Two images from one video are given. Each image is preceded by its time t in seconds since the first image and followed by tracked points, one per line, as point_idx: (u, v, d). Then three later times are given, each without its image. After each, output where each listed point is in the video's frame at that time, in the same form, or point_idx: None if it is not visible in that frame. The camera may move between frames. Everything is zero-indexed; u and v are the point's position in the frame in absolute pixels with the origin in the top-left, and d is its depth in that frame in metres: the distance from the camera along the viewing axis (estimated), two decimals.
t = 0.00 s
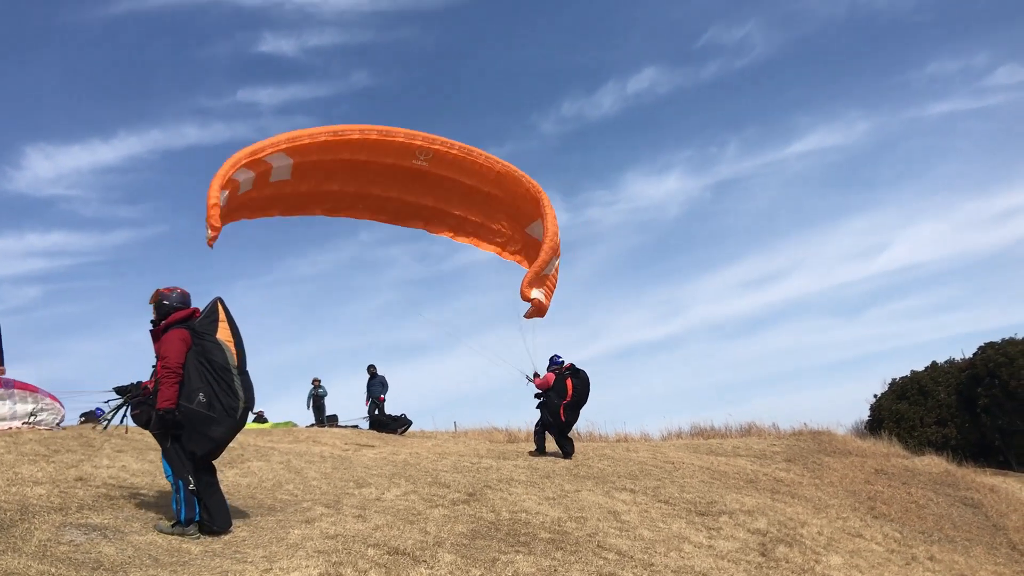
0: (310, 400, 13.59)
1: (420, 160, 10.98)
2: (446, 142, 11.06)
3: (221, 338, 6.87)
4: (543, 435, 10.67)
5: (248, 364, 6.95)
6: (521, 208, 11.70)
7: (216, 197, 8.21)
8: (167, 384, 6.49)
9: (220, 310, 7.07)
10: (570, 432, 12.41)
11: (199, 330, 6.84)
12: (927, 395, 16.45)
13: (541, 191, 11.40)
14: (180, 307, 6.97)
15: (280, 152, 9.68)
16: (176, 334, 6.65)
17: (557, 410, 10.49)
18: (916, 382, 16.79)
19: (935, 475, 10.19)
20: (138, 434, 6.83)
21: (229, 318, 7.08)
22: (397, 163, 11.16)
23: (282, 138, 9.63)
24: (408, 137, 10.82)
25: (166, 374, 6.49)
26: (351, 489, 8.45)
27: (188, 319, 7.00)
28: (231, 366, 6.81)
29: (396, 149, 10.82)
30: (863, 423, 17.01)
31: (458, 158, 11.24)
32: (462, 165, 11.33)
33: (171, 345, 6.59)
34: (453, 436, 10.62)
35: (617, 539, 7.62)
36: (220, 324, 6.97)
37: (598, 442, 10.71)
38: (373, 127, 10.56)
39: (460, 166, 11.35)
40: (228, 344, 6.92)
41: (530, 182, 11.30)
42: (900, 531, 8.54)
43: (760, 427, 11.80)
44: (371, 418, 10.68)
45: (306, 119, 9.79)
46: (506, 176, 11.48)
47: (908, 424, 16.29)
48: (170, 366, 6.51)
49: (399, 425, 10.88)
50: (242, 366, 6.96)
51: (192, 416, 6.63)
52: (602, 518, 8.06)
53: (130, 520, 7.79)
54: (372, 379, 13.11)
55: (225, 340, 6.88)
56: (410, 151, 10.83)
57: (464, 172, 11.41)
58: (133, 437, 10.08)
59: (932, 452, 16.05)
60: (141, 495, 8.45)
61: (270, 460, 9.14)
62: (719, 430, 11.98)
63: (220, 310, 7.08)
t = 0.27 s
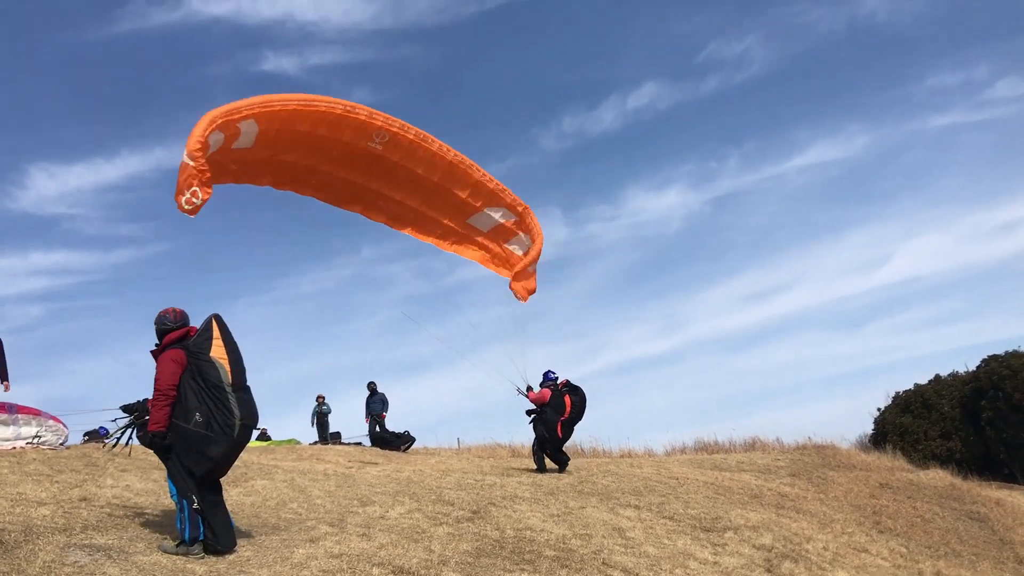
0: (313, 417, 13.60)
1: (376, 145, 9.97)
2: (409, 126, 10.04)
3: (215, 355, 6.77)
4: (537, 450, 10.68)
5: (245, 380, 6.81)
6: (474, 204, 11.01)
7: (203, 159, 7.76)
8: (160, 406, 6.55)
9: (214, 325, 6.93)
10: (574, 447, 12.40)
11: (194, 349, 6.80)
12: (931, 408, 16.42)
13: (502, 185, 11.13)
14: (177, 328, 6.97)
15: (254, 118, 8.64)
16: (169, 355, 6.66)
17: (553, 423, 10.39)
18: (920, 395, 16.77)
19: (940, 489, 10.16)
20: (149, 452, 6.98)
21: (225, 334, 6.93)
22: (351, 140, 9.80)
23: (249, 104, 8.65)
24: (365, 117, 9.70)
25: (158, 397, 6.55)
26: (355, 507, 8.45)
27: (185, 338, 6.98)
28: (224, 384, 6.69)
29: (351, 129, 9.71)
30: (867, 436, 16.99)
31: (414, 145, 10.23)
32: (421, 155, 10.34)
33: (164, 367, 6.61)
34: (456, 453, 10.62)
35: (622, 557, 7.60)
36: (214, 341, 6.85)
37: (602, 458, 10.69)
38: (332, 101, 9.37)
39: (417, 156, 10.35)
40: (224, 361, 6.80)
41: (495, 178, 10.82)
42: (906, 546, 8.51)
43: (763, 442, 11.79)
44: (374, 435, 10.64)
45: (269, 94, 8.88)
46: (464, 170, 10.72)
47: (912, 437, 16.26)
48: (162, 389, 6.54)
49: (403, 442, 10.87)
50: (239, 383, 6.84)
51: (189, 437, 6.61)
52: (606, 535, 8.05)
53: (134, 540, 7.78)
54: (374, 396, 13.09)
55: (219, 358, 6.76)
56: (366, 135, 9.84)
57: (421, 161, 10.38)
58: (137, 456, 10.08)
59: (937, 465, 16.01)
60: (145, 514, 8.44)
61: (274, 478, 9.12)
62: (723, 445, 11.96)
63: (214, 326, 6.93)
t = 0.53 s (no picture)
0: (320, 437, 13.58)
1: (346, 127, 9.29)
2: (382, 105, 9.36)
3: (217, 376, 6.73)
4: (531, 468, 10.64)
5: (249, 399, 6.75)
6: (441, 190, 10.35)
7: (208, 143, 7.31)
8: (164, 430, 6.54)
9: (215, 346, 6.88)
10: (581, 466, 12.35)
11: (196, 371, 6.77)
12: (941, 425, 16.40)
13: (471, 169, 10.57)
14: (180, 350, 6.95)
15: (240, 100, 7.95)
16: (170, 378, 6.63)
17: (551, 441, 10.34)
18: (929, 413, 16.75)
19: (950, 506, 10.10)
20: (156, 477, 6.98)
21: (226, 354, 6.89)
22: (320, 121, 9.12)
23: (233, 81, 7.98)
24: (337, 95, 9.03)
25: (161, 420, 6.54)
26: (362, 529, 8.41)
27: (188, 360, 6.95)
28: (227, 404, 6.65)
29: (321, 108, 9.03)
30: (877, 454, 16.92)
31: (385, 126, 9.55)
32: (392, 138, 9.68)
33: (165, 391, 6.59)
34: (463, 473, 10.59)
35: None
36: (215, 361, 6.80)
37: (610, 477, 10.66)
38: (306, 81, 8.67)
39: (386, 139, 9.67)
40: (226, 381, 6.76)
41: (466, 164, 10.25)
42: (918, 565, 8.44)
43: (771, 460, 11.74)
44: (381, 456, 10.60)
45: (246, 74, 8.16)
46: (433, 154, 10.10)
47: (921, 454, 16.19)
48: (164, 413, 6.53)
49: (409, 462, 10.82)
50: (243, 401, 6.79)
51: (194, 458, 6.58)
52: (615, 555, 8.00)
53: (141, 563, 7.75)
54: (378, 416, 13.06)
55: (221, 378, 6.72)
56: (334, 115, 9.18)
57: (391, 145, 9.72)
58: (144, 478, 10.08)
59: (947, 483, 15.92)
60: (152, 537, 8.42)
61: (281, 500, 9.09)
62: (731, 463, 11.91)
63: (215, 346, 6.89)
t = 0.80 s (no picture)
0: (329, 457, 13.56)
1: (336, 108, 8.68)
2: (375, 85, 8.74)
3: (226, 396, 6.70)
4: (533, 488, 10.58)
5: (258, 419, 6.70)
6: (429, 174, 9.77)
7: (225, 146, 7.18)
8: (175, 452, 6.55)
9: (224, 366, 6.84)
10: (590, 485, 12.30)
11: (206, 391, 6.74)
12: (952, 442, 16.33)
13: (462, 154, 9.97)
14: (190, 371, 6.93)
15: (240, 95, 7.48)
16: (180, 399, 6.63)
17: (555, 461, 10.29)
18: (941, 429, 16.67)
19: (963, 524, 10.02)
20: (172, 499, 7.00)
21: (235, 374, 6.85)
22: (310, 104, 8.48)
23: (235, 76, 7.45)
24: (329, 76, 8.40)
25: (172, 442, 6.55)
26: (372, 549, 8.39)
27: (198, 381, 6.92)
28: (236, 424, 6.61)
29: (314, 90, 8.40)
30: (888, 471, 16.83)
31: (376, 107, 8.95)
32: (382, 120, 9.06)
33: (175, 413, 6.59)
34: (472, 493, 10.57)
35: None
36: (225, 381, 6.76)
37: (619, 496, 10.61)
38: (300, 62, 8.05)
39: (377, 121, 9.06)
40: (235, 401, 6.72)
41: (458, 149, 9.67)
42: None
43: (782, 477, 11.67)
44: (390, 475, 10.58)
45: (245, 63, 7.61)
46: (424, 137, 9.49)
47: (933, 471, 16.10)
48: (175, 435, 6.53)
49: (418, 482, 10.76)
50: (253, 421, 6.75)
51: (205, 480, 6.56)
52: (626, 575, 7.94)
53: None
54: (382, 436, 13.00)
55: (231, 399, 6.68)
56: (325, 96, 8.55)
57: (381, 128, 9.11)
58: (154, 499, 10.08)
59: (960, 500, 15.80)
60: (162, 558, 8.41)
61: (290, 520, 9.07)
62: (741, 481, 11.86)
63: (225, 367, 6.85)
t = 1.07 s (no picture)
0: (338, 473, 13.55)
1: (348, 86, 8.74)
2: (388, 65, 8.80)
3: (235, 413, 6.70)
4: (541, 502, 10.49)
5: (267, 435, 6.69)
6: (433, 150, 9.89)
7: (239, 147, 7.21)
8: (186, 468, 6.57)
9: (234, 382, 6.85)
10: (600, 500, 12.26)
11: (215, 408, 6.75)
12: (965, 455, 16.24)
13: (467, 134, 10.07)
14: (201, 387, 6.94)
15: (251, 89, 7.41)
16: (190, 416, 6.65)
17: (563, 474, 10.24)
18: (953, 443, 16.57)
19: (977, 539, 9.93)
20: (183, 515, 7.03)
21: (244, 390, 6.85)
22: (322, 84, 8.52)
23: (250, 68, 7.40)
24: (343, 56, 8.40)
25: (182, 458, 6.56)
26: (382, 565, 8.36)
27: (208, 397, 6.94)
28: (245, 441, 6.61)
29: (325, 72, 8.42)
30: (900, 485, 16.72)
31: (387, 84, 9.02)
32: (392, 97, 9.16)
33: (185, 429, 6.60)
34: (482, 508, 10.54)
35: None
36: (234, 398, 6.77)
37: (629, 511, 10.57)
38: (316, 45, 8.06)
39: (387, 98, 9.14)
40: (245, 417, 6.72)
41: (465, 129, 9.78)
42: None
43: (793, 492, 11.61)
44: (399, 490, 10.56)
45: (258, 52, 7.56)
46: (430, 115, 9.60)
47: (946, 485, 15.99)
48: (185, 451, 6.55)
49: (427, 498, 10.71)
50: (263, 437, 6.75)
51: (215, 496, 6.56)
52: None
53: None
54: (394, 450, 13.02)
55: (240, 415, 6.68)
56: (336, 76, 8.59)
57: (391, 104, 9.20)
58: (163, 515, 10.08)
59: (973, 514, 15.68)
60: (171, 573, 8.40)
61: (300, 536, 9.06)
62: (752, 496, 11.80)
63: (235, 383, 6.85)
